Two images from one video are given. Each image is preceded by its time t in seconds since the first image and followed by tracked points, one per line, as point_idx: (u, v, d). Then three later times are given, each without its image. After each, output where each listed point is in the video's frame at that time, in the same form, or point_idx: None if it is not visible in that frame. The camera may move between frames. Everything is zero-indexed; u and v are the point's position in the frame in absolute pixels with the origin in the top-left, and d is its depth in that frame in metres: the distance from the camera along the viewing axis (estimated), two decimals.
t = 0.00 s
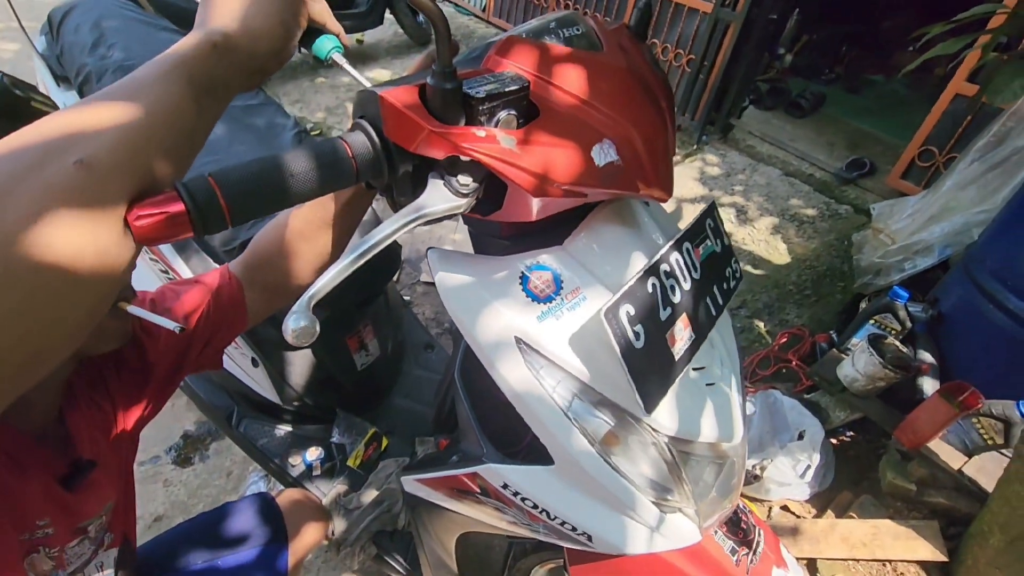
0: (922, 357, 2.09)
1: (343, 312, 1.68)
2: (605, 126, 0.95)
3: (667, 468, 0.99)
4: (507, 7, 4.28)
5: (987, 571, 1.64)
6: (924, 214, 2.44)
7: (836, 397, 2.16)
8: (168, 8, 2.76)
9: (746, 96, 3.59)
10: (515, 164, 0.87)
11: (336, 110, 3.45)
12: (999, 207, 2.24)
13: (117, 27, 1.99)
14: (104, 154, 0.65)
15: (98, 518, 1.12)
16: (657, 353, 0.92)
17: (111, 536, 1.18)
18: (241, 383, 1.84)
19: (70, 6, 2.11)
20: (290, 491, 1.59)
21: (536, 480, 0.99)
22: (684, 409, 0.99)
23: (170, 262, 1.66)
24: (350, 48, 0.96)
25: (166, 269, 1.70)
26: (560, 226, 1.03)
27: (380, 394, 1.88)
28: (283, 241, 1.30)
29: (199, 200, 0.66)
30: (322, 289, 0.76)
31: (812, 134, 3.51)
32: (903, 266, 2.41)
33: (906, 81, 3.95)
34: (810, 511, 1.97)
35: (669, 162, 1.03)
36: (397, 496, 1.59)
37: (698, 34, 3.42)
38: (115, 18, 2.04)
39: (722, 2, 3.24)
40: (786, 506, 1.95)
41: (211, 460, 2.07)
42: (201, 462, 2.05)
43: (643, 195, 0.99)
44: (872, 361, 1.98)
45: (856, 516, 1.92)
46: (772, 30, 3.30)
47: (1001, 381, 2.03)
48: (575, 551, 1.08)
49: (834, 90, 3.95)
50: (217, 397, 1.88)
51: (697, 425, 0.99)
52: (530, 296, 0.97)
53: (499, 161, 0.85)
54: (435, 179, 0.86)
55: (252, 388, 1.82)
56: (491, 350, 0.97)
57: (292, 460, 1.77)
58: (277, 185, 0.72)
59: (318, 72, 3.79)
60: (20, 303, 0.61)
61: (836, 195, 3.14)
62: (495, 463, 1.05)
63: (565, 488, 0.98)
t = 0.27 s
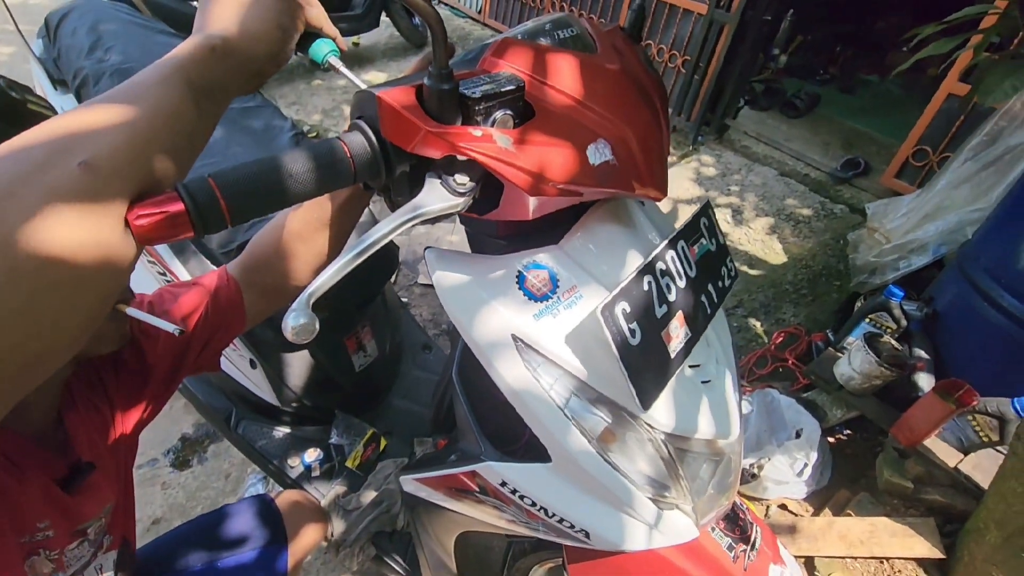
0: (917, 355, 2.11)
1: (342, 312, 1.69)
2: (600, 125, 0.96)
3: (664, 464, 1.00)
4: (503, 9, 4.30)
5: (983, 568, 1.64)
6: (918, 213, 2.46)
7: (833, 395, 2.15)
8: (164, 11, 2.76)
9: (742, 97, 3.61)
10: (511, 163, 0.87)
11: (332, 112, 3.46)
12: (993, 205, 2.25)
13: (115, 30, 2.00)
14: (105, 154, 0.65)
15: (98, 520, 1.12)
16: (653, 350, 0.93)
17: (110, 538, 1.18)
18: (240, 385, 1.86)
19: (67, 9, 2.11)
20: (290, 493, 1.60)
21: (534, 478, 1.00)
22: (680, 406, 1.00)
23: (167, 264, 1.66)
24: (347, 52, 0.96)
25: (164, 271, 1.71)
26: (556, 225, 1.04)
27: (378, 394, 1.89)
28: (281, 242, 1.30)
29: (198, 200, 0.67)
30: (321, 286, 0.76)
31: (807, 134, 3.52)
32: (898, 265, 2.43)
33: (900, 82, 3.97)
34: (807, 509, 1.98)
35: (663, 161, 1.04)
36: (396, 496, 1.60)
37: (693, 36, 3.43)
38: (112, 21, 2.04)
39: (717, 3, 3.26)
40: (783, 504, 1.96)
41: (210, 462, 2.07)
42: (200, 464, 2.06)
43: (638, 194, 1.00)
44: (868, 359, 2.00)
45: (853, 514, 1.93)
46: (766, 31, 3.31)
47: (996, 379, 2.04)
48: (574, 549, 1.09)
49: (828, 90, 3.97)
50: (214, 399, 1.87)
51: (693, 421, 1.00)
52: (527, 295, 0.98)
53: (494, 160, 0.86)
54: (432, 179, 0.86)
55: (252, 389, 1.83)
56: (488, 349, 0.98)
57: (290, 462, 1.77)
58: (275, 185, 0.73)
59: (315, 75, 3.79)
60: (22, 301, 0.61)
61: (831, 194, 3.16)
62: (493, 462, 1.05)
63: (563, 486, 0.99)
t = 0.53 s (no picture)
0: (914, 353, 2.11)
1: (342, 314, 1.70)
2: (597, 126, 0.97)
3: (662, 462, 1.00)
4: (499, 13, 4.31)
5: (980, 565, 1.65)
6: (912, 213, 2.48)
7: (830, 394, 2.15)
8: (162, 16, 2.77)
9: (737, 99, 3.63)
10: (509, 162, 0.88)
11: (330, 116, 3.47)
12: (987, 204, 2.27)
13: (113, 35, 2.01)
14: (109, 158, 0.66)
15: (101, 524, 1.12)
16: (650, 349, 0.94)
17: (112, 542, 1.18)
18: (240, 388, 1.86)
19: (65, 14, 2.12)
20: (289, 495, 1.60)
21: (534, 477, 1.01)
22: (678, 404, 1.01)
23: (167, 267, 1.67)
24: (344, 58, 0.98)
25: (163, 275, 1.72)
26: (555, 226, 1.05)
27: (378, 397, 1.90)
28: (281, 244, 1.30)
29: (202, 201, 0.67)
30: (323, 285, 0.77)
31: (802, 136, 3.54)
32: (894, 265, 2.45)
33: (894, 84, 3.99)
34: (805, 509, 1.98)
35: (660, 162, 1.05)
36: (396, 497, 1.56)
37: (689, 38, 3.45)
38: (111, 25, 2.05)
39: (712, 6, 3.28)
40: (781, 504, 1.97)
41: (209, 466, 2.08)
42: (199, 467, 2.06)
43: (635, 194, 1.01)
44: (863, 358, 2.00)
45: (851, 513, 1.93)
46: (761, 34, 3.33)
47: (991, 377, 2.05)
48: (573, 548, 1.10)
49: (823, 92, 4.00)
50: (213, 402, 1.87)
51: (691, 419, 1.01)
52: (525, 294, 0.99)
53: (493, 160, 0.87)
54: (432, 180, 0.87)
55: (252, 392, 1.83)
56: (487, 348, 0.99)
57: (290, 464, 1.78)
58: (277, 186, 0.73)
59: (312, 79, 3.80)
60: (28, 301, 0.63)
61: (827, 195, 3.18)
62: (493, 461, 1.06)
63: (562, 484, 0.99)
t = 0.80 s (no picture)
0: (911, 353, 2.13)
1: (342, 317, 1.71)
2: (595, 127, 0.97)
3: (662, 461, 1.01)
4: (496, 17, 4.33)
5: (979, 563, 1.65)
6: (908, 214, 2.49)
7: (828, 394, 2.16)
8: (159, 20, 2.78)
9: (734, 101, 3.64)
10: (508, 162, 0.89)
11: (327, 120, 3.47)
12: (982, 204, 2.28)
13: (111, 40, 2.01)
14: (109, 174, 0.67)
15: (98, 528, 1.11)
16: (649, 348, 0.94)
17: (108, 547, 1.17)
18: (238, 391, 1.86)
19: (63, 19, 2.12)
20: (288, 498, 1.59)
21: (534, 477, 1.01)
22: (678, 402, 1.01)
23: (165, 271, 1.67)
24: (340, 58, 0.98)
25: (161, 278, 1.72)
26: (554, 226, 1.06)
27: (377, 399, 1.90)
28: (282, 248, 1.30)
29: (203, 201, 0.67)
30: (326, 285, 0.77)
31: (798, 138, 3.56)
32: (891, 265, 2.46)
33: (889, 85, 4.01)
34: (804, 509, 1.99)
35: (657, 162, 1.05)
36: (395, 500, 1.60)
37: (685, 41, 3.46)
38: (109, 30, 2.05)
39: (708, 9, 3.29)
40: (781, 504, 1.97)
41: (207, 470, 2.07)
42: (198, 472, 2.06)
43: (634, 195, 1.02)
44: (861, 358, 2.01)
45: (850, 513, 1.94)
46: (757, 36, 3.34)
47: (988, 376, 2.06)
48: (573, 548, 1.10)
49: (819, 94, 4.01)
50: (212, 405, 1.88)
51: (690, 418, 1.02)
52: (525, 294, 0.99)
53: (493, 160, 0.87)
54: (432, 181, 0.88)
55: (250, 395, 1.83)
56: (487, 348, 0.99)
57: (289, 467, 1.77)
58: (279, 186, 0.73)
59: (309, 83, 3.81)
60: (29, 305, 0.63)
61: (824, 197, 3.19)
62: (493, 461, 1.06)
63: (562, 483, 1.00)
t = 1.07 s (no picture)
0: (908, 354, 2.15)
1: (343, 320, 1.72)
2: (594, 129, 0.98)
3: (662, 460, 1.02)
4: (493, 21, 4.35)
5: (977, 562, 1.66)
6: (904, 215, 2.51)
7: (826, 395, 2.17)
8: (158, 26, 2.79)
9: (730, 104, 3.66)
10: (509, 165, 0.90)
11: (325, 124, 3.49)
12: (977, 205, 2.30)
13: (112, 45, 2.02)
14: (121, 186, 0.70)
15: (94, 531, 1.12)
16: (649, 348, 0.95)
17: (108, 550, 1.18)
18: (238, 394, 1.86)
19: (63, 25, 2.13)
20: (290, 502, 1.60)
21: (535, 477, 1.02)
22: (677, 402, 1.02)
23: (166, 275, 1.67)
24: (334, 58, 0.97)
25: (162, 282, 1.72)
26: (554, 228, 1.06)
27: (377, 402, 1.91)
28: (282, 253, 1.31)
29: (210, 204, 0.67)
30: (330, 287, 0.78)
31: (795, 140, 3.58)
32: (887, 266, 2.48)
33: (885, 88, 4.03)
34: (804, 509, 2.00)
35: (656, 164, 1.06)
36: (396, 503, 1.61)
37: (681, 44, 3.48)
38: (109, 36, 2.06)
39: (704, 13, 3.31)
40: (781, 505, 1.98)
41: (208, 474, 2.08)
42: (198, 476, 2.06)
43: (632, 197, 1.03)
44: (859, 358, 2.02)
45: (849, 512, 1.95)
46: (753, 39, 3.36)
47: (985, 375, 2.07)
48: (575, 549, 1.11)
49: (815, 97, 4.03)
50: (213, 409, 1.87)
51: (689, 417, 1.03)
52: (525, 296, 1.00)
53: (494, 164, 0.89)
54: (435, 184, 0.90)
55: (251, 399, 1.84)
56: (488, 349, 1.00)
57: (290, 470, 1.78)
58: (284, 189, 0.74)
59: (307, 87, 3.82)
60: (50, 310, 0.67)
61: (820, 199, 3.20)
62: (495, 461, 1.07)
63: (563, 483, 1.01)
